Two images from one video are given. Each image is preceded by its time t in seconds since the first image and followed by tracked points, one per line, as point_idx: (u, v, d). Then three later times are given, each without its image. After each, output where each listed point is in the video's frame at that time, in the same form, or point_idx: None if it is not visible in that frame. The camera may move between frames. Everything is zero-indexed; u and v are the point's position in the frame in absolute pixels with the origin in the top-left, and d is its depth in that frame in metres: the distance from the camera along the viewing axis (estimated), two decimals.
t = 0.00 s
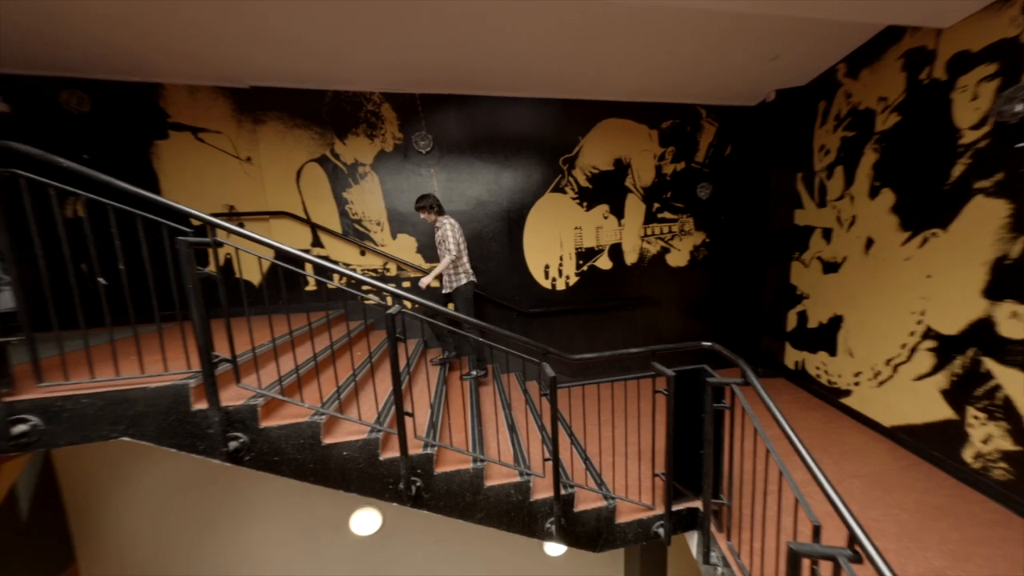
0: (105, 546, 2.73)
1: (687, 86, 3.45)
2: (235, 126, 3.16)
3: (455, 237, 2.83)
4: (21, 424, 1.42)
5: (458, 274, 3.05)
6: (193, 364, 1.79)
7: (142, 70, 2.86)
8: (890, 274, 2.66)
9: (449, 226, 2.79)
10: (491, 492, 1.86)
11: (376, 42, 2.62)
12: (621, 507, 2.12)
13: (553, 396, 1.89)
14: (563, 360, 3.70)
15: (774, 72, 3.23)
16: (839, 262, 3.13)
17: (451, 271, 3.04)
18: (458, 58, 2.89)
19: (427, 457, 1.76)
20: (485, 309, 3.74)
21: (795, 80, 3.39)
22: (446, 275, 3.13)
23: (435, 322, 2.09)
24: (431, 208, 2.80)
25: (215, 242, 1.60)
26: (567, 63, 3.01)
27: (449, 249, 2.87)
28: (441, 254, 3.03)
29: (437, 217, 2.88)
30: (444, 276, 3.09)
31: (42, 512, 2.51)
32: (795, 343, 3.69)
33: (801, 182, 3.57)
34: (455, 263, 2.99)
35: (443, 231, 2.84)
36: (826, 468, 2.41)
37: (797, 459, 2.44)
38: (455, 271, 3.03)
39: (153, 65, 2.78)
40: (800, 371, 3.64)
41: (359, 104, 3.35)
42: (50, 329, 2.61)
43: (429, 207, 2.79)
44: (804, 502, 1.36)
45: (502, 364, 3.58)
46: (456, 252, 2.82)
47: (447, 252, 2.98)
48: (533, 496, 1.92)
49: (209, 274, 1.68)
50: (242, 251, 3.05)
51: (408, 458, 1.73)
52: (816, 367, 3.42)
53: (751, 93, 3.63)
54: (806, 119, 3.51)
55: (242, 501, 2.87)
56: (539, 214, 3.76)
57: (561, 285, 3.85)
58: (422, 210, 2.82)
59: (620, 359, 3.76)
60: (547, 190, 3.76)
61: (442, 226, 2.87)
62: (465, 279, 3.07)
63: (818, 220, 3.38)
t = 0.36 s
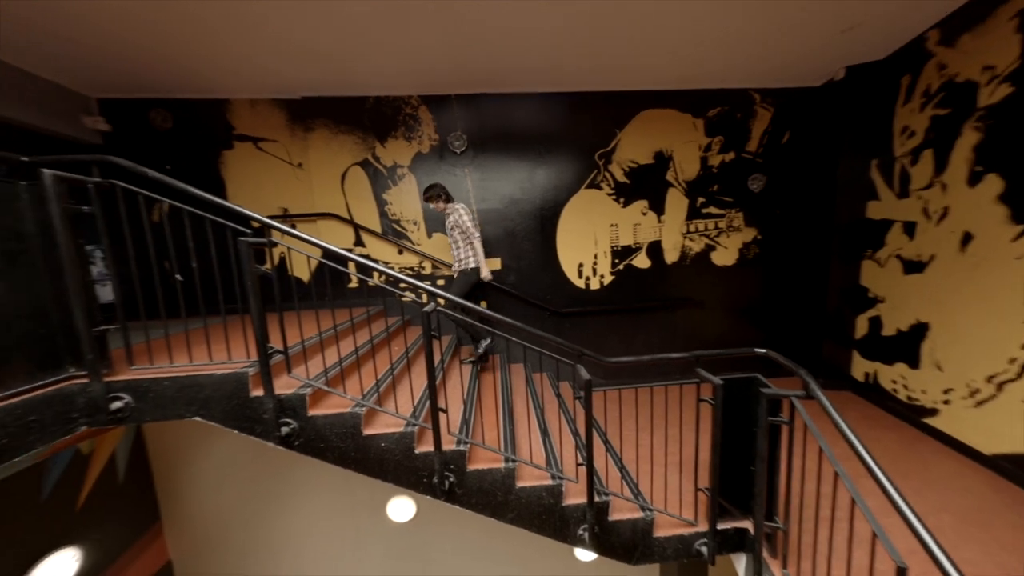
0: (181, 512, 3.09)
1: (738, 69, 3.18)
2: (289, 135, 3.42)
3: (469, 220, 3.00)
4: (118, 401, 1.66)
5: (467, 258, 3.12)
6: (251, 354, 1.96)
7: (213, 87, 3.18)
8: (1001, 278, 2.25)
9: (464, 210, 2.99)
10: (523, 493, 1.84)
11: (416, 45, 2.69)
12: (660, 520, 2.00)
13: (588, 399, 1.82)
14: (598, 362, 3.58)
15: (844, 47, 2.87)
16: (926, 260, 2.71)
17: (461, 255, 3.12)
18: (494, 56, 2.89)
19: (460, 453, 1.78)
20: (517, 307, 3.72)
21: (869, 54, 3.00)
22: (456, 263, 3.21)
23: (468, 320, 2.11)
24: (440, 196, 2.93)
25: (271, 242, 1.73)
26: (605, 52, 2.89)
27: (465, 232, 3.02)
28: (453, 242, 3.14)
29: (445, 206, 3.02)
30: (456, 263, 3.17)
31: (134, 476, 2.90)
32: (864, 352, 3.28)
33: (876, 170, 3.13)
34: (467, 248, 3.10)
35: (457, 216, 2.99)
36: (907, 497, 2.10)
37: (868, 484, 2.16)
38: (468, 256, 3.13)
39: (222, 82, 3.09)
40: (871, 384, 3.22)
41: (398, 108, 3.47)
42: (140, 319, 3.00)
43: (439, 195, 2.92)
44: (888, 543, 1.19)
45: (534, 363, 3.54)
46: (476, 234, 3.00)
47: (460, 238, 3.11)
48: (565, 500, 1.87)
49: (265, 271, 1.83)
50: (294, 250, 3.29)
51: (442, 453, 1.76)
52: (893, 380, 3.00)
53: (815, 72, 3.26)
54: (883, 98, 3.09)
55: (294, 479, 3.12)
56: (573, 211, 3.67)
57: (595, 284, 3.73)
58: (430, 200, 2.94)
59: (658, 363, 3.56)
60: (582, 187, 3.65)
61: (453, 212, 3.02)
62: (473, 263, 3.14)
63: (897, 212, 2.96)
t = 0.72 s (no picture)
0: (245, 483, 3.45)
1: (799, 42, 2.87)
2: (335, 139, 3.64)
3: (480, 212, 2.96)
4: (193, 379, 1.88)
5: (475, 250, 3.05)
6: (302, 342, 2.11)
7: (271, 98, 3.47)
8: None
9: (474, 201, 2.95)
10: (554, 491, 1.81)
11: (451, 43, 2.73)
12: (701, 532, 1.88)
13: (624, 400, 1.75)
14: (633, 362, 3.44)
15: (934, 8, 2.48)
16: None
17: (470, 247, 3.05)
18: (528, 49, 2.86)
19: (492, 447, 1.79)
20: (549, 304, 3.67)
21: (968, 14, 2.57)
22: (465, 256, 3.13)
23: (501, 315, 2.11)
24: (450, 186, 2.90)
25: (318, 237, 1.85)
26: (646, 35, 2.74)
27: (475, 223, 2.97)
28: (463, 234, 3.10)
29: (456, 197, 2.98)
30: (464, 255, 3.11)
31: (206, 447, 3.27)
32: (954, 363, 2.83)
33: (975, 148, 2.69)
34: (477, 240, 3.04)
35: (468, 207, 2.96)
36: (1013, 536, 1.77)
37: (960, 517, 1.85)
38: (476, 249, 3.07)
39: (279, 92, 3.37)
40: (964, 400, 2.78)
41: (434, 107, 3.56)
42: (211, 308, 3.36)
43: (449, 185, 2.89)
44: None
45: (567, 361, 3.47)
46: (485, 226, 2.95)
47: (470, 231, 3.05)
48: (598, 502, 1.82)
49: (313, 265, 1.96)
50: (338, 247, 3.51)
51: (475, 445, 1.79)
52: (997, 398, 2.56)
53: (896, 40, 2.85)
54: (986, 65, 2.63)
55: (338, 461, 3.35)
56: (608, 206, 3.54)
57: (631, 282, 3.58)
58: (440, 189, 2.91)
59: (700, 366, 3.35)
60: (618, 180, 3.50)
61: (465, 204, 2.99)
62: (480, 257, 3.05)
63: (1003, 199, 2.50)
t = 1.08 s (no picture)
0: (296, 459, 3.77)
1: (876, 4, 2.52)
2: (376, 140, 3.83)
3: (485, 192, 2.93)
4: (253, 361, 2.07)
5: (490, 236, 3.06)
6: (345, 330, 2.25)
7: (319, 104, 3.73)
8: None
9: (479, 183, 2.89)
10: (586, 490, 1.77)
11: (484, 36, 2.75)
12: (749, 547, 1.73)
13: (662, 399, 1.65)
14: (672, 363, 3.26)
15: None
16: None
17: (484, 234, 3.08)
18: (562, 35, 2.79)
19: (523, 440, 1.79)
20: (582, 300, 3.59)
21: None
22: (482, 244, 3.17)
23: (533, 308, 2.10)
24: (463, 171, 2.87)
25: (360, 231, 1.95)
26: (689, 10, 2.56)
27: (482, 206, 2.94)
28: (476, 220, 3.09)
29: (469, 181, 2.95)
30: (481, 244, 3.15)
31: (266, 424, 3.63)
32: None
33: None
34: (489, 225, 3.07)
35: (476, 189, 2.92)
36: None
37: None
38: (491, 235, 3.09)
39: (327, 98, 3.60)
40: None
41: (468, 104, 3.61)
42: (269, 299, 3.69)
43: (462, 170, 2.87)
44: None
45: (600, 359, 3.38)
46: (480, 207, 2.88)
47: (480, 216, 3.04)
48: (632, 504, 1.75)
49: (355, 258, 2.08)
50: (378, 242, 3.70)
51: (505, 437, 1.79)
52: None
53: None
54: None
55: (379, 444, 3.54)
56: (646, 199, 3.37)
57: (671, 277, 3.39)
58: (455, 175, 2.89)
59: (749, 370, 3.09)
60: (658, 170, 3.32)
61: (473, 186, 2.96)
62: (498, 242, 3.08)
63: None
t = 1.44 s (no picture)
0: (339, 442, 4.05)
1: None
2: (413, 140, 3.95)
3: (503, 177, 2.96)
4: (302, 348, 2.23)
5: (500, 220, 3.01)
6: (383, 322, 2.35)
7: (361, 108, 3.93)
8: None
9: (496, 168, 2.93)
10: (620, 493, 1.69)
11: (517, 27, 2.71)
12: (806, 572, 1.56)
13: (706, 404, 1.53)
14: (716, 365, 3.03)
15: None
16: None
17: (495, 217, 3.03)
18: (598, 20, 2.68)
19: (554, 437, 1.75)
20: (617, 298, 3.45)
21: None
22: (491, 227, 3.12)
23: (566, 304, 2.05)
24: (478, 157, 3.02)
25: (397, 227, 2.02)
26: None
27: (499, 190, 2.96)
28: (489, 204, 3.09)
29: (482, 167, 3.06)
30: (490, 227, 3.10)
31: (314, 409, 3.93)
32: None
33: None
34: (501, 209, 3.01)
35: (493, 173, 2.96)
36: None
37: None
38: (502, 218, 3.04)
39: (368, 102, 3.78)
40: None
41: (501, 99, 3.60)
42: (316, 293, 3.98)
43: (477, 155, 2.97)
44: None
45: (635, 358, 3.24)
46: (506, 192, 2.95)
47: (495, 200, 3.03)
48: (670, 513, 1.64)
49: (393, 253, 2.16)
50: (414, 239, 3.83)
51: (536, 434, 1.77)
52: None
53: None
54: None
55: (414, 433, 3.68)
56: (689, 189, 3.15)
57: (716, 274, 3.14)
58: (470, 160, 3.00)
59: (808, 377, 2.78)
60: (703, 158, 3.08)
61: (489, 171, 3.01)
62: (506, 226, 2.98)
63: None
